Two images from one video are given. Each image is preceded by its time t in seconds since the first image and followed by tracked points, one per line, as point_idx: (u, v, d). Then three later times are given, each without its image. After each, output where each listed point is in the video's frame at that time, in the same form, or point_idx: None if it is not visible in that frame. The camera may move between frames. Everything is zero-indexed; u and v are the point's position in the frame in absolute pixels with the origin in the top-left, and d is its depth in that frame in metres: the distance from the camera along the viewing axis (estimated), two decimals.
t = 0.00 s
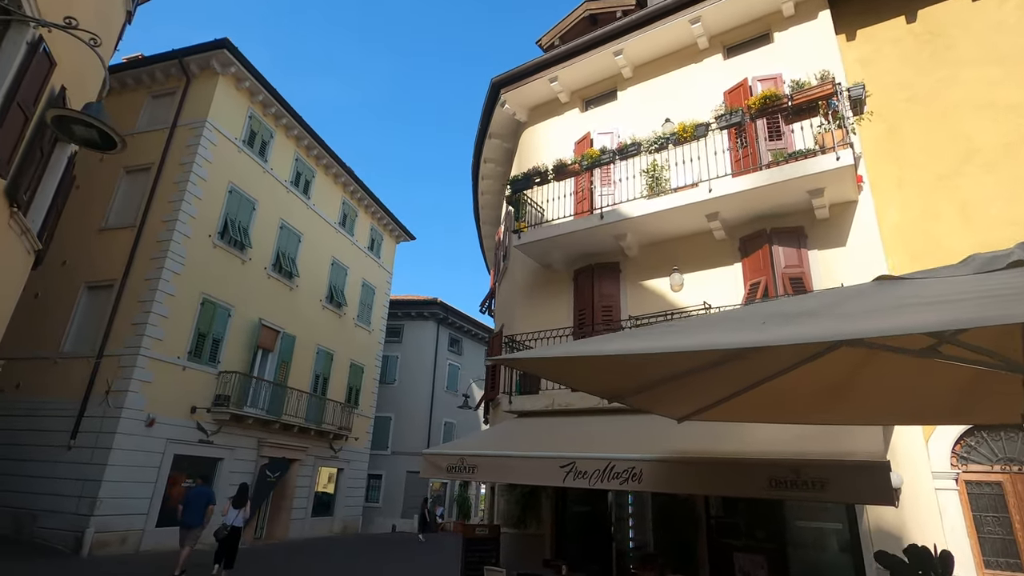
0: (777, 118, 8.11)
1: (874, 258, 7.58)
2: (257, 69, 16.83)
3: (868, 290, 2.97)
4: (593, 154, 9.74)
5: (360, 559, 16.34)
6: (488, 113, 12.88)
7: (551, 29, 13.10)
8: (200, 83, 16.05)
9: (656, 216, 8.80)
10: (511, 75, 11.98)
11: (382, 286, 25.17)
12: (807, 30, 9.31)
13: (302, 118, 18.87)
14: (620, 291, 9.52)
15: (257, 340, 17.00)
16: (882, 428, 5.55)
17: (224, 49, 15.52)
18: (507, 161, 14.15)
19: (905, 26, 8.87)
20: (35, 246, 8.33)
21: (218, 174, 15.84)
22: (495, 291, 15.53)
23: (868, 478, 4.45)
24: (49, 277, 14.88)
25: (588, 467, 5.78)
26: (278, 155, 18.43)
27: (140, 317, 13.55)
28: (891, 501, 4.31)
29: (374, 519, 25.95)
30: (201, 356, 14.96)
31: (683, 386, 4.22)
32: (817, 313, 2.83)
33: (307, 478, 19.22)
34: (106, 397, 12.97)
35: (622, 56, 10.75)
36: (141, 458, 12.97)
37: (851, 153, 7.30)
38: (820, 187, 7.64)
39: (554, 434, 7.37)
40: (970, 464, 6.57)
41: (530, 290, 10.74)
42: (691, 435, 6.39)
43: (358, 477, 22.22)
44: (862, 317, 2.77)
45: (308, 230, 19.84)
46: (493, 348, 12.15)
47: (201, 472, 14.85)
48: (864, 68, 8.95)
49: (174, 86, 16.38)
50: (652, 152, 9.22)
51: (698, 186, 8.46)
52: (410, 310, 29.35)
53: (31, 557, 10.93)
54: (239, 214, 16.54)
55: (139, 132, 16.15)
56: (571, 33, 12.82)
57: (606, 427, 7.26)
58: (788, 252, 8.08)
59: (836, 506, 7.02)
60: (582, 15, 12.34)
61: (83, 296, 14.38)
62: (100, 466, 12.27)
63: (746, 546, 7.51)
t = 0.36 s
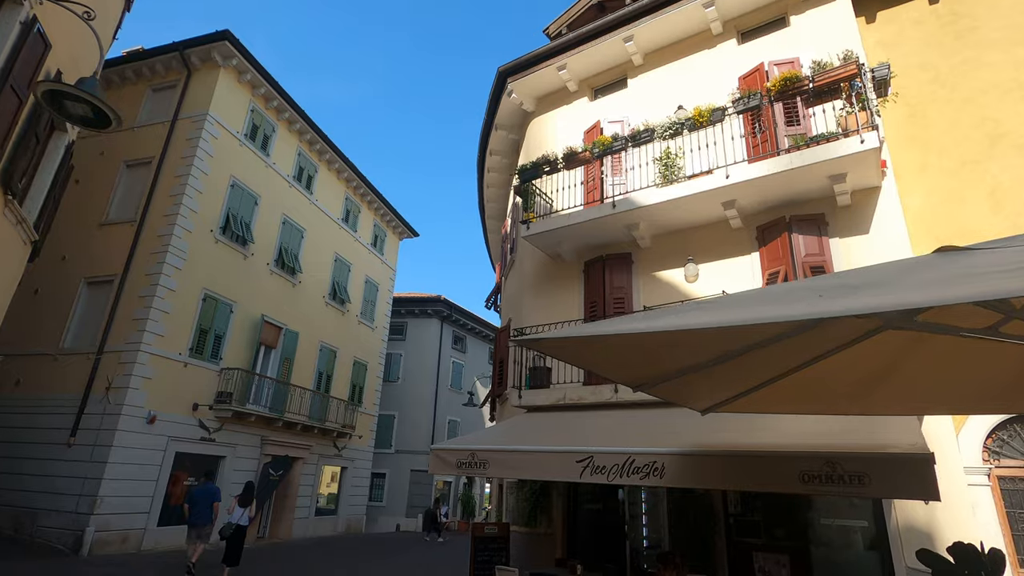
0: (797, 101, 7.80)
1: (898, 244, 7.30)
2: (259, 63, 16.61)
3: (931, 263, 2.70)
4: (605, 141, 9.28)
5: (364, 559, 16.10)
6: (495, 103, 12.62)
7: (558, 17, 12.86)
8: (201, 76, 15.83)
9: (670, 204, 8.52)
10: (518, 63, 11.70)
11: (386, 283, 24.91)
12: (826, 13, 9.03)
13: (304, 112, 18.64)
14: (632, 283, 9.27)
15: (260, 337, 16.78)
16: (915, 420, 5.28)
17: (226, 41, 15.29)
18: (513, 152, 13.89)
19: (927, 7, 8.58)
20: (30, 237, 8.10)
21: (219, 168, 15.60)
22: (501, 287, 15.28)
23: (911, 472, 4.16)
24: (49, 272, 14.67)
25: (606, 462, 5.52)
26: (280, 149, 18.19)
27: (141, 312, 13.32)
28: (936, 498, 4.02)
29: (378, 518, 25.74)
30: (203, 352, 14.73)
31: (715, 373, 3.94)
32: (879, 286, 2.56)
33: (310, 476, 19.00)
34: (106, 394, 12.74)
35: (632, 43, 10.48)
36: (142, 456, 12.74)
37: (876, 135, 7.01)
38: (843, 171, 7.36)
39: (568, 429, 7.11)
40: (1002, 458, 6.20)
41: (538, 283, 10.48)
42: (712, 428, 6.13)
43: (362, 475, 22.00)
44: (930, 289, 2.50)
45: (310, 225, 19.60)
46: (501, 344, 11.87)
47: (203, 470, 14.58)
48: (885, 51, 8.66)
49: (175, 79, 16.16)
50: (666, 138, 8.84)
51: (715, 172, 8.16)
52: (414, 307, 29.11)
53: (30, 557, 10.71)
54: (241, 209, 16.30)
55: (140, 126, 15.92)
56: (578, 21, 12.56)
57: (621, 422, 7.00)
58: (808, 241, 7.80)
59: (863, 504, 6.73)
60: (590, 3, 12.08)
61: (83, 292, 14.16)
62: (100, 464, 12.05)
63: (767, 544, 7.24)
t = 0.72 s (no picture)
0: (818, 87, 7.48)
1: (924, 235, 7.00)
2: (260, 57, 16.34)
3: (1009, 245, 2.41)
4: (617, 130, 9.03)
5: (367, 562, 15.81)
6: (501, 96, 12.32)
7: (565, 8, 12.56)
8: (201, 70, 15.55)
9: (685, 196, 8.21)
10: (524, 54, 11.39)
11: (388, 282, 24.62)
12: None
13: (306, 107, 18.37)
14: (644, 278, 8.98)
15: (261, 335, 16.52)
16: (953, 419, 4.98)
17: (226, 34, 15.02)
18: (519, 146, 13.59)
19: None
20: (23, 230, 7.83)
21: (219, 163, 15.32)
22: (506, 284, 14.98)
23: (959, 475, 3.86)
24: (46, 270, 14.41)
25: (626, 464, 5.23)
26: (281, 145, 17.91)
27: (139, 310, 13.05)
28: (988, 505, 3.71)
29: (381, 519, 25.52)
30: (203, 351, 14.46)
31: (752, 367, 3.66)
32: (955, 270, 2.27)
33: (312, 477, 18.75)
34: (104, 393, 12.48)
35: (643, 31, 10.17)
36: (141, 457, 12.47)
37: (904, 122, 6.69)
38: (868, 160, 7.05)
39: (581, 430, 6.82)
40: None
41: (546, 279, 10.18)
42: (734, 429, 5.83)
43: (364, 476, 21.76)
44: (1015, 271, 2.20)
45: (312, 222, 19.32)
46: (507, 342, 11.57)
47: (203, 471, 14.30)
48: (907, 36, 8.35)
49: (174, 73, 15.88)
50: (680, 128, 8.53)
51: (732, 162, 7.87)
52: (416, 306, 28.82)
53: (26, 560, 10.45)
54: (242, 205, 16.03)
55: (139, 121, 15.64)
56: (586, 11, 12.25)
57: (636, 423, 6.72)
58: (829, 233, 7.50)
59: (891, 508, 6.42)
60: None
61: (80, 289, 13.90)
62: (98, 465, 11.78)
63: (788, 548, 6.96)
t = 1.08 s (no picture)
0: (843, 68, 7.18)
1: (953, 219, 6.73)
2: (262, 50, 16.12)
3: None
4: (631, 117, 8.61)
5: (373, 562, 15.60)
6: (508, 86, 12.08)
7: None
8: (203, 64, 15.34)
9: (701, 184, 7.97)
10: (532, 42, 11.12)
11: (392, 279, 24.40)
12: None
13: (309, 102, 18.16)
14: (659, 269, 8.72)
15: (265, 332, 16.31)
16: (995, 411, 4.72)
17: (228, 27, 14.80)
18: (526, 138, 13.34)
19: None
20: (20, 223, 7.63)
21: (222, 158, 15.11)
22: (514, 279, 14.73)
23: (1014, 466, 3.61)
24: (47, 267, 14.21)
25: (650, 459, 4.99)
26: (285, 140, 17.70)
27: (141, 306, 12.84)
28: None
29: (386, 519, 25.30)
30: (207, 348, 14.25)
31: (793, 351, 3.50)
32: None
33: (317, 476, 18.55)
34: (107, 391, 12.27)
35: (655, 17, 9.90)
36: (144, 455, 12.27)
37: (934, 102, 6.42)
38: (895, 144, 6.79)
39: (598, 424, 6.58)
40: None
41: (556, 272, 9.96)
42: (760, 422, 5.58)
43: (369, 475, 21.54)
44: None
45: (316, 218, 19.12)
46: (516, 337, 11.34)
47: (207, 470, 14.07)
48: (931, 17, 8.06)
49: (175, 67, 15.68)
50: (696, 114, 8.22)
51: (752, 147, 7.61)
52: (421, 304, 28.60)
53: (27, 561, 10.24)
54: (245, 201, 15.83)
55: (140, 115, 15.44)
56: None
57: (656, 418, 6.47)
58: (853, 220, 7.23)
59: (922, 505, 6.18)
60: None
61: (82, 286, 13.70)
62: (100, 464, 11.58)
63: (813, 546, 6.70)
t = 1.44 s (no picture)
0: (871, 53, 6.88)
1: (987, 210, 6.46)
2: (265, 46, 15.90)
3: None
4: (647, 107, 8.33)
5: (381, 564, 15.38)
6: (517, 79, 11.84)
7: None
8: (206, 61, 15.14)
9: (720, 176, 7.71)
10: (542, 33, 10.86)
11: (397, 278, 24.19)
12: None
13: (313, 99, 17.95)
14: (675, 264, 8.47)
15: (269, 332, 16.10)
16: None
17: (231, 22, 14.59)
18: (534, 133, 13.10)
19: None
20: (19, 219, 7.40)
21: (225, 155, 14.90)
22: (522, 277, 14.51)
23: None
24: (48, 267, 14.02)
25: (679, 461, 4.75)
26: (288, 138, 17.48)
27: (144, 305, 12.63)
28: None
29: (391, 520, 25.08)
30: (211, 348, 14.04)
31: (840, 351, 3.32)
32: None
33: (323, 477, 18.34)
34: (109, 392, 12.06)
35: (669, 6, 9.64)
36: (147, 457, 12.06)
37: (968, 87, 6.14)
38: (925, 131, 6.52)
39: (617, 425, 6.33)
40: None
41: (568, 269, 9.72)
42: (791, 423, 5.32)
43: (375, 476, 21.32)
44: None
45: (320, 217, 18.90)
46: (526, 336, 11.11)
47: (211, 472, 13.84)
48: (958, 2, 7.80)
49: (178, 63, 15.48)
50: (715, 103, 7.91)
51: (774, 137, 7.34)
52: (425, 303, 28.37)
53: (29, 565, 10.03)
54: (248, 198, 15.60)
55: (143, 112, 15.23)
56: None
57: (678, 418, 6.21)
58: (880, 211, 6.96)
59: (957, 507, 5.93)
60: None
61: (84, 285, 13.49)
62: (102, 466, 11.37)
63: (841, 550, 6.47)
